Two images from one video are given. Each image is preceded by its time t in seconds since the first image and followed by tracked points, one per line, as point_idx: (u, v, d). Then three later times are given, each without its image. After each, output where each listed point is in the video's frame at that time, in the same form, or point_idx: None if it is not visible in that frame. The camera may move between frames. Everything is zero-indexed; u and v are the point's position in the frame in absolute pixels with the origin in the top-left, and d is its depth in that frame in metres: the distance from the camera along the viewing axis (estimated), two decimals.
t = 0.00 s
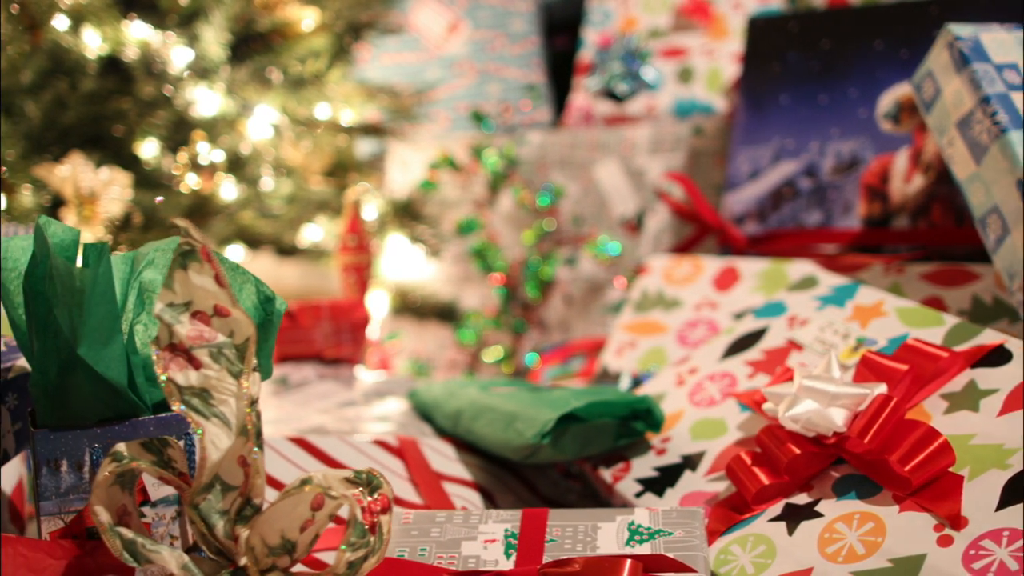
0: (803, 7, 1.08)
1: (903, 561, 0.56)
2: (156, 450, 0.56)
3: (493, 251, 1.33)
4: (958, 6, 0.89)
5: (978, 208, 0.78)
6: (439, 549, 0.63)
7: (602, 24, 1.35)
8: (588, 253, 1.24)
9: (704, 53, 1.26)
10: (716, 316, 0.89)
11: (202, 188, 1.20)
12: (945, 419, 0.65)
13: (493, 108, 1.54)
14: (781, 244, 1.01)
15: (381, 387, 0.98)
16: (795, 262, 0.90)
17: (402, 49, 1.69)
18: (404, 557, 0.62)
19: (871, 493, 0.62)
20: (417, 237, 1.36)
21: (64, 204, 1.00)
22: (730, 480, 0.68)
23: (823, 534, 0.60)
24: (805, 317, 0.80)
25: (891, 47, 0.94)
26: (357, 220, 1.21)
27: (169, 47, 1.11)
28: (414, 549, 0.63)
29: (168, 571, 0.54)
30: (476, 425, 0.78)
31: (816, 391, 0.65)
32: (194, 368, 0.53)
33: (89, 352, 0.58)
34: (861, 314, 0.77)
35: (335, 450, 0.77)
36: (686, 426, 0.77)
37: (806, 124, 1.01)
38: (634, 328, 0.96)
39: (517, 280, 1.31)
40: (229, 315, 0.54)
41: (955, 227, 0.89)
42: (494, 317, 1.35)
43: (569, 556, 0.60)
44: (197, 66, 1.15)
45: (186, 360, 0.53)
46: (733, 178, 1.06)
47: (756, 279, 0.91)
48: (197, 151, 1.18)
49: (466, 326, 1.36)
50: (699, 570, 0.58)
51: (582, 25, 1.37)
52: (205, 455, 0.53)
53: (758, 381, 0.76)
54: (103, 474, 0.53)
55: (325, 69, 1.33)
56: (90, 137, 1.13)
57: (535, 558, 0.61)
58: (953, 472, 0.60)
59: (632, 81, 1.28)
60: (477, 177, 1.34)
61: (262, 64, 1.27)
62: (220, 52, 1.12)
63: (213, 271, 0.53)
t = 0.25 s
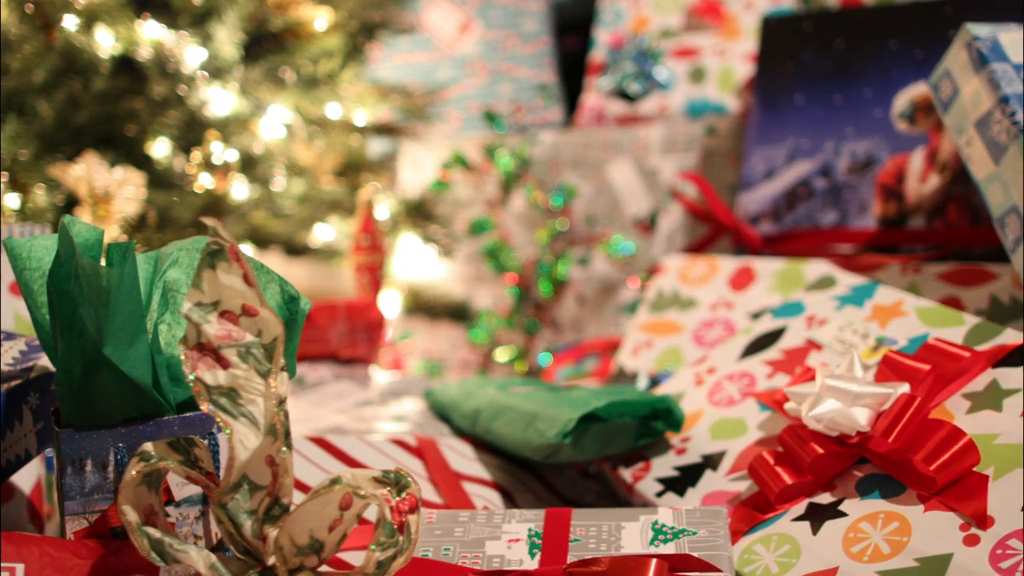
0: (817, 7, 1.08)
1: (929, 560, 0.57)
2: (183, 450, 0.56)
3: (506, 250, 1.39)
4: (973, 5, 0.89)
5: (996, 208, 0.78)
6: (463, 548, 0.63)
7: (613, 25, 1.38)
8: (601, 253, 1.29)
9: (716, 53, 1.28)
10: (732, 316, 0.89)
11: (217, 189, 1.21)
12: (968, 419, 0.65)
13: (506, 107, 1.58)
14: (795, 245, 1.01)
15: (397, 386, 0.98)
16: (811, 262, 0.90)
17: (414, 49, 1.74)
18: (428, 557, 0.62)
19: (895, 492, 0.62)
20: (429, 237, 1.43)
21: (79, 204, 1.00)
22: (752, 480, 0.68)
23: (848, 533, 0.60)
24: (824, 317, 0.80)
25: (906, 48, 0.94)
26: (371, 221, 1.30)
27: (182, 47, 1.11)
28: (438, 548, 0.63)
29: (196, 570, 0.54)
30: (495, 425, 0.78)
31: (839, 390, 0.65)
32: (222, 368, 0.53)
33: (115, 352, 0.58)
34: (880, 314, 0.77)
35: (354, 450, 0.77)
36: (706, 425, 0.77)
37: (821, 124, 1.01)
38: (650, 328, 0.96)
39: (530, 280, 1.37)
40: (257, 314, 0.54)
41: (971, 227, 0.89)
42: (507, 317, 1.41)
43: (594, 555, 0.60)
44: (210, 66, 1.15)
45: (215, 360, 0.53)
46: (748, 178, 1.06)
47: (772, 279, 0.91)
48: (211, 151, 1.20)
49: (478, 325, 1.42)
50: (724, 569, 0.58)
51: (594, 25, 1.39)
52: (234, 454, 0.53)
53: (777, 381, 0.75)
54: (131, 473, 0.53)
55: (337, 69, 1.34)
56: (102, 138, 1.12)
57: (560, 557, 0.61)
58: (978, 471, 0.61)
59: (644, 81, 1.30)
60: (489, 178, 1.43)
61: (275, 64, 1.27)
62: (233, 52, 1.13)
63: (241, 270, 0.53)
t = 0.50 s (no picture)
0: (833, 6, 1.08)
1: (960, 560, 0.57)
2: (214, 450, 0.55)
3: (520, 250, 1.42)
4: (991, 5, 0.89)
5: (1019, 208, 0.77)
6: (491, 548, 0.63)
7: (627, 25, 1.42)
8: (616, 253, 1.33)
9: (730, 53, 1.31)
10: (750, 316, 0.90)
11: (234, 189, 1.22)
12: (994, 419, 0.65)
13: (519, 108, 1.61)
14: (812, 245, 1.03)
15: (416, 386, 0.98)
16: (830, 261, 0.90)
17: (427, 49, 1.74)
18: (457, 557, 0.62)
19: (923, 492, 0.62)
20: (445, 238, 1.46)
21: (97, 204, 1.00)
22: (778, 479, 0.68)
23: (876, 533, 0.61)
24: (845, 317, 0.81)
25: (924, 48, 0.94)
26: (385, 221, 1.36)
27: (197, 47, 1.12)
28: (466, 548, 0.63)
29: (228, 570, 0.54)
30: (517, 424, 0.78)
31: (866, 390, 0.64)
32: (255, 367, 0.53)
33: (144, 351, 0.58)
34: (902, 314, 0.77)
35: (376, 449, 0.77)
36: (729, 424, 0.77)
37: (837, 124, 1.02)
38: (669, 328, 0.96)
39: (545, 280, 1.41)
40: (290, 314, 0.54)
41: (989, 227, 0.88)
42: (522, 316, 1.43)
43: (622, 555, 0.60)
44: (225, 66, 1.17)
45: (247, 360, 0.53)
46: (765, 177, 1.08)
47: (790, 279, 0.91)
48: (227, 150, 1.21)
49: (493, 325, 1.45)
50: (753, 569, 0.58)
51: (607, 25, 1.44)
52: (266, 454, 0.53)
53: (800, 381, 0.76)
54: (164, 473, 0.53)
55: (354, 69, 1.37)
56: (117, 137, 1.14)
57: (588, 557, 0.61)
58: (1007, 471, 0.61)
59: (658, 82, 1.34)
60: (504, 177, 1.44)
61: (290, 64, 1.30)
62: (248, 52, 1.16)
63: (274, 269, 0.53)
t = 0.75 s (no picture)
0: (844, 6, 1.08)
1: (980, 560, 0.57)
2: (236, 449, 0.55)
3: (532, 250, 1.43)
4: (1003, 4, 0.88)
5: None
6: (510, 548, 0.63)
7: (636, 25, 1.46)
8: (628, 253, 1.33)
9: (739, 52, 1.34)
10: (764, 316, 0.90)
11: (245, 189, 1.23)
12: (1013, 418, 0.66)
13: (529, 107, 1.66)
14: (825, 245, 1.04)
15: (429, 386, 0.99)
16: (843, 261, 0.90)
17: (437, 50, 1.80)
18: (477, 557, 0.62)
19: (943, 491, 0.62)
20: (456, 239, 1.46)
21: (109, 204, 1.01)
22: (796, 479, 0.68)
23: (896, 532, 0.61)
24: (860, 317, 0.81)
25: (936, 48, 0.94)
26: (395, 221, 1.38)
27: (209, 46, 1.13)
28: (485, 548, 0.63)
29: (250, 570, 0.54)
30: (533, 424, 0.78)
31: (884, 389, 0.64)
32: (278, 367, 0.53)
33: (166, 352, 0.58)
34: (918, 314, 0.77)
35: (393, 449, 0.77)
36: (745, 424, 0.77)
37: (850, 124, 1.03)
38: (682, 327, 0.97)
39: (555, 280, 1.41)
40: (313, 314, 0.54)
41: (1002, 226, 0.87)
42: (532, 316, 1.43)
43: (643, 555, 0.60)
44: (236, 66, 1.19)
45: (271, 360, 0.53)
46: (777, 177, 1.09)
47: (803, 279, 0.91)
48: (237, 150, 1.23)
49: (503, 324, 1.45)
50: (774, 569, 0.58)
51: (617, 25, 1.48)
52: (289, 454, 0.53)
53: (817, 380, 0.76)
54: (186, 473, 0.53)
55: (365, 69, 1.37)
56: (128, 137, 1.16)
57: (608, 557, 0.61)
58: None
59: (667, 82, 1.37)
60: (514, 177, 1.45)
61: (302, 64, 1.30)
62: (259, 51, 1.15)
63: (297, 269, 0.53)
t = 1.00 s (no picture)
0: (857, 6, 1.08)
1: (1006, 558, 0.57)
2: (263, 449, 0.55)
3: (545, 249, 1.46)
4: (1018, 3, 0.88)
5: None
6: (534, 548, 0.63)
7: (648, 25, 1.47)
8: (641, 253, 1.36)
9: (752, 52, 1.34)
10: (780, 316, 0.90)
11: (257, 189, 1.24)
12: None
13: (541, 107, 1.73)
14: (840, 244, 1.05)
15: (445, 386, 0.99)
16: (859, 261, 0.90)
17: (449, 49, 1.86)
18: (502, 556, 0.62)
19: (967, 491, 0.62)
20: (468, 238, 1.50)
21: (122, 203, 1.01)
22: (818, 479, 0.68)
23: (920, 531, 0.61)
24: (878, 317, 0.80)
25: (950, 48, 0.94)
26: (409, 220, 1.31)
27: (222, 47, 1.15)
28: (509, 548, 0.63)
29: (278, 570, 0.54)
30: (552, 424, 0.78)
31: (907, 389, 0.64)
32: (306, 366, 0.53)
33: (191, 352, 0.58)
34: (937, 313, 0.76)
35: (412, 449, 0.77)
36: (765, 424, 0.77)
37: (864, 124, 1.04)
38: (697, 327, 0.97)
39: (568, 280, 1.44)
40: (341, 313, 0.54)
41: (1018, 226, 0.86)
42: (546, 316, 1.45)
43: (668, 553, 0.60)
44: (249, 66, 1.21)
45: (298, 359, 0.53)
46: (792, 177, 1.12)
47: (819, 279, 0.91)
48: (251, 150, 1.24)
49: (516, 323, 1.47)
50: (799, 568, 0.58)
51: (629, 25, 1.49)
52: (318, 453, 0.53)
53: (836, 380, 0.76)
54: (214, 472, 0.53)
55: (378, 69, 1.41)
56: (141, 137, 1.16)
57: (633, 556, 0.61)
58: None
59: (679, 82, 1.39)
60: (526, 177, 1.48)
61: (315, 64, 1.32)
62: (271, 51, 1.19)
63: (325, 269, 0.53)
